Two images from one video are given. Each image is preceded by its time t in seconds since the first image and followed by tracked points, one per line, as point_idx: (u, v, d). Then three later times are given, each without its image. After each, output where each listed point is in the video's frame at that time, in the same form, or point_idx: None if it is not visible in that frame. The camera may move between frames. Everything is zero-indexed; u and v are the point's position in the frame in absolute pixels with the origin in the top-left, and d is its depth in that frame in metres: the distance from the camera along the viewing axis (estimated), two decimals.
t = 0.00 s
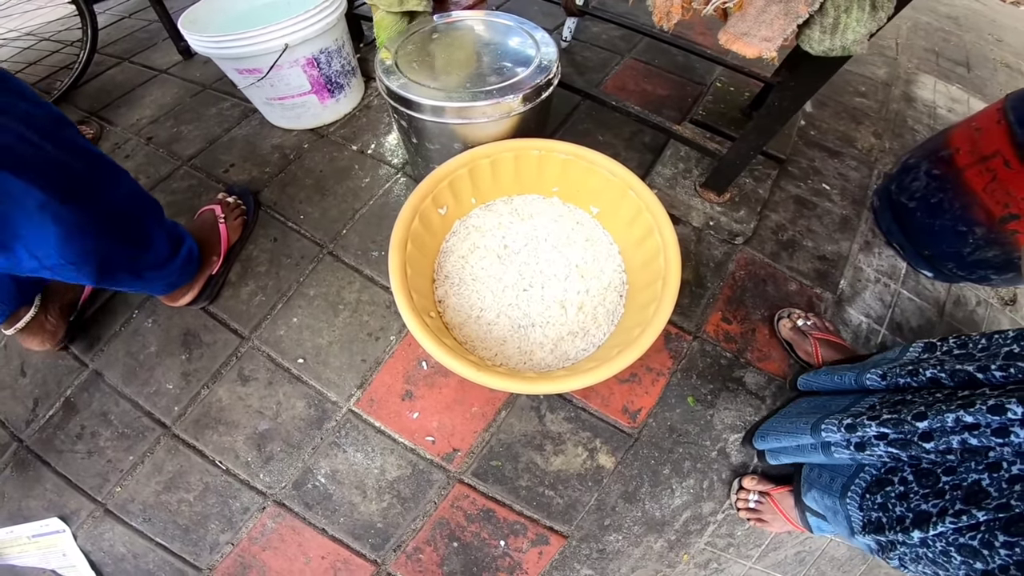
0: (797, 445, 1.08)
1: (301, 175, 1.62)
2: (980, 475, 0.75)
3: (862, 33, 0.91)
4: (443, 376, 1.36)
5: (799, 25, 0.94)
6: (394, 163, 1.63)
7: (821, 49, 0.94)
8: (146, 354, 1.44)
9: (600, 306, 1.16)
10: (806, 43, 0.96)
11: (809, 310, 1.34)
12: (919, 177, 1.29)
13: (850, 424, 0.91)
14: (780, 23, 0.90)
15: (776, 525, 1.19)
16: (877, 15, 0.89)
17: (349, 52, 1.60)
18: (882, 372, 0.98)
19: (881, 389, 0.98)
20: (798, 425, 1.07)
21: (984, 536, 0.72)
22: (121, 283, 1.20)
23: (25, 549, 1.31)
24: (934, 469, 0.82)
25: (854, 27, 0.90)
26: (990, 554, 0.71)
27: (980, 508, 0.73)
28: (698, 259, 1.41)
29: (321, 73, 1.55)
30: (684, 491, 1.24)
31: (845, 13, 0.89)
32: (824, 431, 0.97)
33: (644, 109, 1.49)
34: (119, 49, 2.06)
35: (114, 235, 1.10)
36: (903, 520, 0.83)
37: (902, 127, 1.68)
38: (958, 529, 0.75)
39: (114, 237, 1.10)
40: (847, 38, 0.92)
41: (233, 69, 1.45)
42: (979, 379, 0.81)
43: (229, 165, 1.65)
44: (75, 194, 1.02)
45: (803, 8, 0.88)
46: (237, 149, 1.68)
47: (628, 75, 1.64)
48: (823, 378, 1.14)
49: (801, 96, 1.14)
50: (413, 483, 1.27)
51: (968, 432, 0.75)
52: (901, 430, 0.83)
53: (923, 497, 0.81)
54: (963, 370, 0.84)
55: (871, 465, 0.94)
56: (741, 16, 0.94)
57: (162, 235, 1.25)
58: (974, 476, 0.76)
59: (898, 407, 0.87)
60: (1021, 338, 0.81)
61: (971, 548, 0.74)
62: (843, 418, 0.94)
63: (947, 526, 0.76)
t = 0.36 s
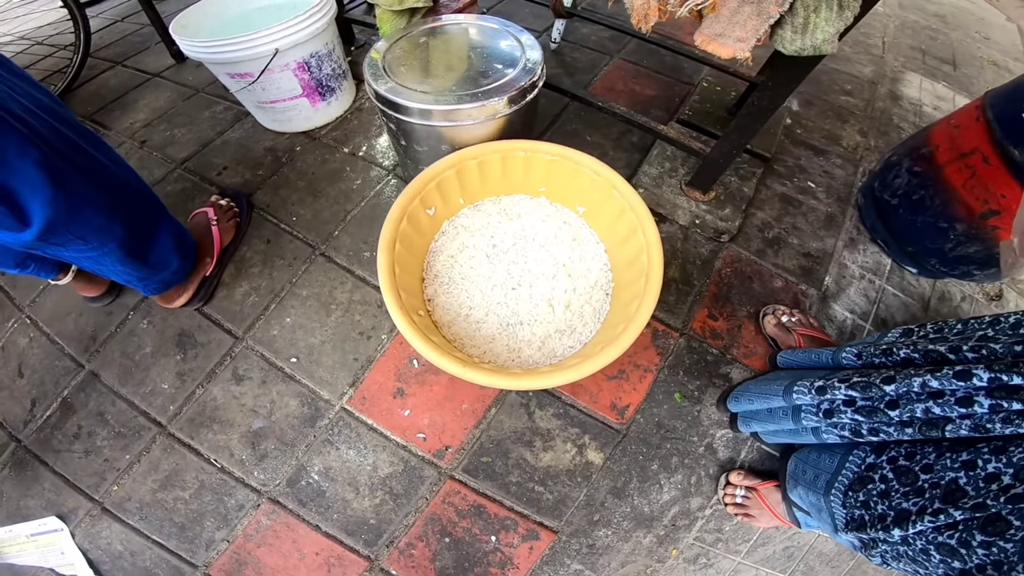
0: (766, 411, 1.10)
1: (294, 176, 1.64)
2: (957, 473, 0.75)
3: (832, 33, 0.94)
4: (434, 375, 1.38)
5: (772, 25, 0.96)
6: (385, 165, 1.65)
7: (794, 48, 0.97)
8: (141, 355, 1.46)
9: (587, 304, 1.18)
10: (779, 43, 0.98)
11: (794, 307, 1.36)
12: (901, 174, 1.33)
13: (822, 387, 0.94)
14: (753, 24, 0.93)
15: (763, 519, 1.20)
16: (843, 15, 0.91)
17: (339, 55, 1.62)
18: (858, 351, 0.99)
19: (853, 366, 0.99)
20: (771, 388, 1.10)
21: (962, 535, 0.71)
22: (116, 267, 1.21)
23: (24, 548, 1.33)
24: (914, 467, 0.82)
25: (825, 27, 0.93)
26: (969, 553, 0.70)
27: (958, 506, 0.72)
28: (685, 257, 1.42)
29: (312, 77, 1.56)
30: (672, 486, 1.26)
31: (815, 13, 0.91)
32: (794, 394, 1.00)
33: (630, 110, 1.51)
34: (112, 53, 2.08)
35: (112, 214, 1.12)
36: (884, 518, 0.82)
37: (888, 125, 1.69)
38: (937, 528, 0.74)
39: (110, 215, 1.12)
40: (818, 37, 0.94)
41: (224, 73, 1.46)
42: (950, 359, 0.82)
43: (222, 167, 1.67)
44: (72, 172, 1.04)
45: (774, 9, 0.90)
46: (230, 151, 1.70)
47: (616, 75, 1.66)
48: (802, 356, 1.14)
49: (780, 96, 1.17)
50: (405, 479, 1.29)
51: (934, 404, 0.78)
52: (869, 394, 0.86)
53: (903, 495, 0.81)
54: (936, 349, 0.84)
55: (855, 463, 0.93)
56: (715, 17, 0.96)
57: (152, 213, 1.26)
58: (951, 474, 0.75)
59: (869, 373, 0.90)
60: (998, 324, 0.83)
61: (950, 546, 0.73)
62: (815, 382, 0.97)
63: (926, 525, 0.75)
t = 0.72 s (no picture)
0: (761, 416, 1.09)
1: (288, 182, 1.64)
2: (945, 493, 0.77)
3: (822, 35, 0.94)
4: (430, 380, 1.38)
5: (762, 29, 0.96)
6: (379, 170, 1.66)
7: (785, 52, 0.97)
8: (138, 362, 1.46)
9: (581, 308, 1.18)
10: (770, 46, 0.98)
11: (789, 309, 1.36)
12: (893, 175, 1.33)
13: (822, 391, 0.94)
14: (743, 27, 0.93)
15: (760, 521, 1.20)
16: (832, 18, 0.91)
17: (332, 60, 1.62)
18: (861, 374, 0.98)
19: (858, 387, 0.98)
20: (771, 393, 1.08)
21: (948, 554, 0.74)
22: (101, 269, 1.20)
23: (23, 554, 1.33)
24: (902, 486, 0.84)
25: (814, 30, 0.93)
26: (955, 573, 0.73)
27: (945, 526, 0.75)
28: (679, 260, 1.43)
29: (305, 82, 1.56)
30: (669, 489, 1.26)
31: (805, 16, 0.91)
32: (793, 399, 0.99)
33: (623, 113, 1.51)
34: (104, 58, 2.07)
35: (87, 211, 1.11)
36: (871, 535, 0.84)
37: (881, 125, 1.70)
38: (924, 546, 0.77)
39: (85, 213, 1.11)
40: (808, 40, 0.94)
41: (217, 80, 1.46)
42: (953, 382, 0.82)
43: (215, 174, 1.66)
44: (40, 169, 1.02)
45: (764, 12, 0.90)
46: (224, 158, 1.70)
47: (609, 78, 1.66)
48: (805, 377, 1.12)
49: (772, 98, 1.17)
50: (402, 484, 1.29)
51: (928, 416, 0.79)
52: (868, 400, 0.87)
53: (890, 513, 0.83)
54: (937, 373, 0.85)
55: (842, 479, 0.94)
56: (706, 21, 0.96)
57: (130, 208, 1.24)
58: (939, 494, 0.78)
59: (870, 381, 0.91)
60: (997, 345, 0.83)
61: (936, 565, 0.75)
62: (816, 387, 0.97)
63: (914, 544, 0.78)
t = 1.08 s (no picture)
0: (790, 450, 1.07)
1: (286, 187, 1.63)
2: (963, 497, 0.77)
3: (825, 38, 0.93)
4: (430, 385, 1.38)
5: (764, 32, 0.95)
6: (378, 174, 1.65)
7: (787, 54, 0.97)
8: (136, 368, 1.45)
9: (583, 312, 1.18)
10: (773, 49, 0.98)
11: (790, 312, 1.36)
12: (893, 177, 1.33)
13: (849, 432, 0.90)
14: (745, 30, 0.92)
15: (763, 523, 1.20)
16: (836, 21, 0.91)
17: (330, 63, 1.61)
18: (874, 372, 0.99)
19: (875, 390, 0.99)
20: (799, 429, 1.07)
21: (963, 556, 0.74)
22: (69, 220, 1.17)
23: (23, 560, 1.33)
24: (916, 488, 0.84)
25: (817, 33, 0.92)
26: None
27: (964, 527, 0.75)
28: (680, 263, 1.42)
29: (303, 86, 1.55)
30: (671, 492, 1.26)
31: (808, 19, 0.91)
32: (820, 436, 0.95)
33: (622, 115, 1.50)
34: (100, 61, 2.05)
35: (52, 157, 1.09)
36: (884, 538, 0.84)
37: (879, 126, 1.69)
38: (939, 548, 0.77)
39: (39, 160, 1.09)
40: (810, 43, 0.94)
41: (215, 83, 1.45)
42: (968, 384, 0.83)
43: (213, 178, 1.65)
44: None
45: (767, 15, 0.90)
46: (221, 162, 1.69)
47: (608, 80, 1.65)
48: (815, 377, 1.14)
49: (773, 101, 1.16)
50: (404, 489, 1.29)
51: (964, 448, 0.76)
52: (897, 440, 0.83)
53: (905, 516, 0.83)
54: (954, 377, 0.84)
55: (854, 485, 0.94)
56: (708, 24, 0.96)
57: (84, 150, 1.20)
58: (957, 498, 0.78)
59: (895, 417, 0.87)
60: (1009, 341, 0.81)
61: (948, 567, 0.76)
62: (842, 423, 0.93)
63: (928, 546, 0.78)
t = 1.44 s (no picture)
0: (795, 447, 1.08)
1: (286, 190, 1.61)
2: (971, 514, 0.77)
3: (837, 53, 0.93)
4: (429, 395, 1.36)
5: (777, 45, 0.96)
6: (379, 180, 1.63)
7: (798, 68, 0.97)
8: (127, 371, 1.42)
9: (585, 325, 1.17)
10: (784, 63, 0.98)
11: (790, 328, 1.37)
12: (896, 195, 1.34)
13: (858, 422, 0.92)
14: (758, 43, 0.92)
15: (761, 539, 1.20)
16: (850, 35, 0.91)
17: (336, 68, 1.59)
18: (887, 381, 0.99)
19: (886, 400, 0.98)
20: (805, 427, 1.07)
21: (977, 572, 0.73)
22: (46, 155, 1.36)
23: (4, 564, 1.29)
24: (926, 509, 0.83)
25: (831, 47, 0.92)
26: None
27: (975, 544, 0.75)
28: (682, 277, 1.42)
29: (308, 90, 1.53)
30: (670, 506, 1.25)
31: (821, 33, 0.91)
32: (828, 428, 0.97)
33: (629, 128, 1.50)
34: (106, 61, 2.02)
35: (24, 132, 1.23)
36: (896, 560, 0.83)
37: (881, 142, 1.70)
38: (954, 567, 0.76)
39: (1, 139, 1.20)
40: (823, 58, 0.94)
41: (219, 84, 1.43)
42: (977, 392, 0.83)
43: (213, 180, 1.64)
44: None
45: (780, 28, 0.90)
46: (221, 164, 1.67)
47: (613, 91, 1.65)
48: (831, 388, 1.13)
49: (782, 115, 1.16)
50: (399, 499, 1.27)
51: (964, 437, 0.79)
52: (904, 429, 0.86)
53: (915, 536, 0.82)
54: (956, 386, 0.86)
55: (863, 507, 0.93)
56: (720, 37, 0.95)
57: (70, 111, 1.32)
58: (967, 516, 0.78)
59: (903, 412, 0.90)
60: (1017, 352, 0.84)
61: None
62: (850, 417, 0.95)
63: (943, 565, 0.77)
